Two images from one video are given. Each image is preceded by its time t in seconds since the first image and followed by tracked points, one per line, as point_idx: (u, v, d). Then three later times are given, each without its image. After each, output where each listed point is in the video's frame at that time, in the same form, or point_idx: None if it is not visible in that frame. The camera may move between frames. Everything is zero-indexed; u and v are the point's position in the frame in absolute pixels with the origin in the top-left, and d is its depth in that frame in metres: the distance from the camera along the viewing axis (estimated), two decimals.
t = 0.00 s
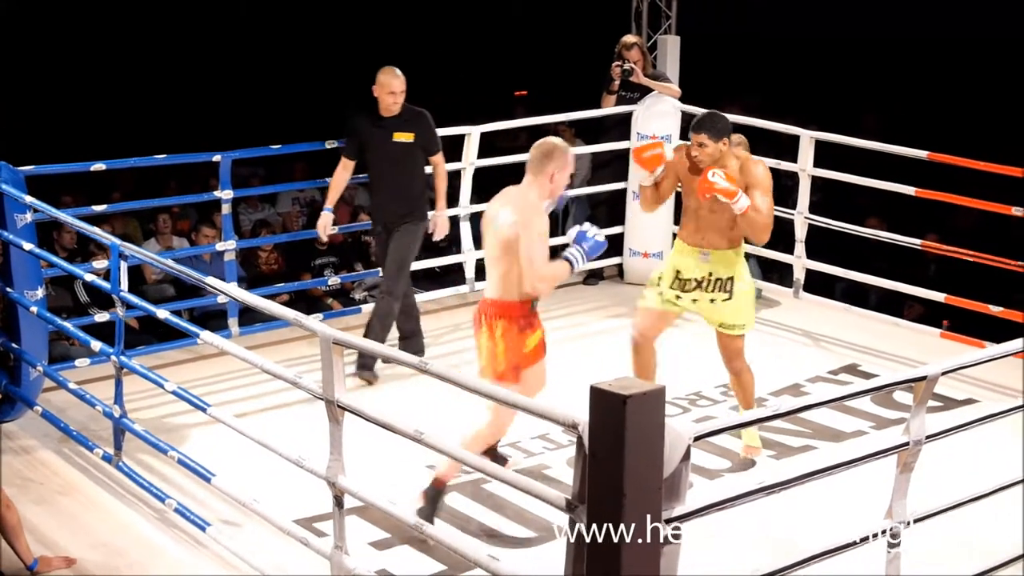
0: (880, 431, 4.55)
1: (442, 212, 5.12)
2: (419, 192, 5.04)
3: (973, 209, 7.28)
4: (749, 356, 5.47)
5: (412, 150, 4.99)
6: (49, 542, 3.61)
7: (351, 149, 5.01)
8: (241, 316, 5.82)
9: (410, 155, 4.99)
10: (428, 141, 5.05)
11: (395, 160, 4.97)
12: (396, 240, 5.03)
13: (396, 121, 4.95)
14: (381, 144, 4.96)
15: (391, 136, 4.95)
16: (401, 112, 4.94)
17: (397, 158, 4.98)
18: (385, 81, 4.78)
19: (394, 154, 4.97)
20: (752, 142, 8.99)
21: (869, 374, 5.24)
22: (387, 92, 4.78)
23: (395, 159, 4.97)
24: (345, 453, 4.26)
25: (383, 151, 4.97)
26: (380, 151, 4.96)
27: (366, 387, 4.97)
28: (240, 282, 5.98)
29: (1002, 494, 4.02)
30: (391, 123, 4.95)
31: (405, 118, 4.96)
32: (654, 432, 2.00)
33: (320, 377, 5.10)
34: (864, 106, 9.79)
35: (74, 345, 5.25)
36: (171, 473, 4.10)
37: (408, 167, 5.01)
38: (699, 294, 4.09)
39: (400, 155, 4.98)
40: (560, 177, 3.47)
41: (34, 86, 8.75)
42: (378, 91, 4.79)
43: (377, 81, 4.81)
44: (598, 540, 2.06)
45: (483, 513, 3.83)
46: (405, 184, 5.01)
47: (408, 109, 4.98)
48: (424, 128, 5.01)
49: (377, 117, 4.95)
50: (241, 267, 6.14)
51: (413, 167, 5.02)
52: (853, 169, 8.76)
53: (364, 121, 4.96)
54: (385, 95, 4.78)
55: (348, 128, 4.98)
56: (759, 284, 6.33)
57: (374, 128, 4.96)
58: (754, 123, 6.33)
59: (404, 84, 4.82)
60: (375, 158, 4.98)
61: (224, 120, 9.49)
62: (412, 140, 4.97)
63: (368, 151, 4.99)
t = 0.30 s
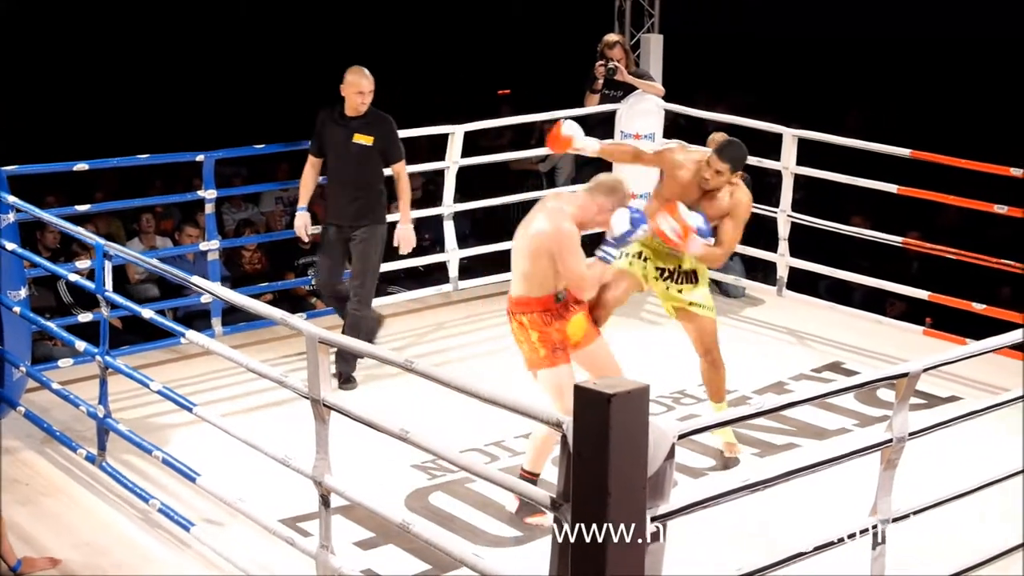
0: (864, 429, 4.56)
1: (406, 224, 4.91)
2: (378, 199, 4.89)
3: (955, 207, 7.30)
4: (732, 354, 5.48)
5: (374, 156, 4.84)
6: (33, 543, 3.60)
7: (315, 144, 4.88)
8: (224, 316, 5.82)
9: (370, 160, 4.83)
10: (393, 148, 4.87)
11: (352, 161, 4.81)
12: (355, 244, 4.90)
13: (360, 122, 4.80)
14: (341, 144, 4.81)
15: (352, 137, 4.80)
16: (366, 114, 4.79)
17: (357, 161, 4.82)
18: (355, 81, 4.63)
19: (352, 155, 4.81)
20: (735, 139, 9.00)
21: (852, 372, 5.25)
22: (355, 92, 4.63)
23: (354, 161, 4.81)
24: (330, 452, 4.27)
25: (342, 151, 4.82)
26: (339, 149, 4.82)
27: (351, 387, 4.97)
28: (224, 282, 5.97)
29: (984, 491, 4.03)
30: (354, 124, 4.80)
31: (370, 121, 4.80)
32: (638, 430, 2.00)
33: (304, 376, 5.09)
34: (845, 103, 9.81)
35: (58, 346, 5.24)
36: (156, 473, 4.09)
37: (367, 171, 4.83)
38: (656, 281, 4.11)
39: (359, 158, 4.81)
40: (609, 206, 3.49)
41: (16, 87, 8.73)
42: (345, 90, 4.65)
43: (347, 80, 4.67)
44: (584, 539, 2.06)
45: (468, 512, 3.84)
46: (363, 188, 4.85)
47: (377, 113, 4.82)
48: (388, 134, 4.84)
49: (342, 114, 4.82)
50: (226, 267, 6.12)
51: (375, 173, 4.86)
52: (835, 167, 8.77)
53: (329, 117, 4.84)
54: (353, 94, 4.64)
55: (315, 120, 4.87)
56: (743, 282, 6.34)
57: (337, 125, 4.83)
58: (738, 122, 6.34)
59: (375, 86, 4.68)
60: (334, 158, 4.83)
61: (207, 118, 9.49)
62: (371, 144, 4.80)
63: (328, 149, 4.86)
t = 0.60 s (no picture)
0: (850, 428, 4.57)
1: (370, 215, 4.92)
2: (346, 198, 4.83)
3: (941, 206, 7.31)
4: (719, 353, 5.48)
5: (343, 154, 4.76)
6: (18, 543, 3.59)
7: (279, 148, 4.71)
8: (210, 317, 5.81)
9: (339, 159, 4.75)
10: (358, 143, 4.81)
11: (325, 162, 4.71)
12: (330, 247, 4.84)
13: (329, 122, 4.70)
14: (313, 146, 4.69)
15: (324, 138, 4.70)
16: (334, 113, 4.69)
17: (328, 161, 4.73)
18: (327, 82, 4.55)
19: (325, 156, 4.72)
20: (720, 139, 9.02)
21: (838, 371, 5.26)
22: (326, 93, 4.56)
23: (328, 161, 4.72)
24: (317, 453, 4.26)
25: (312, 153, 4.70)
26: (310, 151, 4.70)
27: (337, 387, 4.96)
28: (210, 283, 5.96)
29: (970, 490, 4.04)
30: (322, 125, 4.69)
31: (338, 119, 4.72)
32: (624, 430, 2.00)
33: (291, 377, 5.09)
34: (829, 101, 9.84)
35: (44, 347, 5.22)
36: (142, 474, 4.09)
37: (338, 170, 4.76)
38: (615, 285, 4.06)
39: (332, 157, 4.73)
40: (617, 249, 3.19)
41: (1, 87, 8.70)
42: (315, 91, 4.56)
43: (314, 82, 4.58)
44: (571, 540, 2.06)
45: (454, 511, 3.84)
46: (334, 191, 4.77)
47: (341, 111, 4.74)
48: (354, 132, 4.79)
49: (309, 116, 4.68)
50: (211, 267, 6.11)
51: (342, 171, 4.79)
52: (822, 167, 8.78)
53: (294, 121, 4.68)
54: (324, 95, 4.56)
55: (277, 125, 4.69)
56: (729, 282, 6.35)
57: (304, 128, 4.69)
58: (723, 122, 6.34)
59: (343, 86, 4.59)
60: (305, 161, 4.71)
61: (192, 118, 9.48)
62: (345, 142, 4.73)
63: (295, 152, 4.71)
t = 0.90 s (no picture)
0: (843, 427, 4.57)
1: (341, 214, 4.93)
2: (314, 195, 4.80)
3: (934, 206, 7.32)
4: (712, 353, 5.49)
5: (308, 153, 4.73)
6: (10, 544, 3.58)
7: (249, 155, 4.62)
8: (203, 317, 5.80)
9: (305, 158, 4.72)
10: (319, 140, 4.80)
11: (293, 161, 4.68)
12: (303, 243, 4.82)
13: (294, 124, 4.66)
14: (283, 149, 4.65)
15: (292, 140, 4.66)
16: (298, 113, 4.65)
17: (297, 161, 4.69)
18: (293, 86, 4.49)
19: (294, 156, 4.68)
20: (712, 139, 9.02)
21: (832, 370, 5.26)
22: (291, 95, 4.49)
23: (297, 162, 4.70)
24: (310, 453, 4.26)
25: (282, 155, 4.66)
26: (279, 153, 4.65)
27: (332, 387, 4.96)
28: (203, 283, 5.96)
29: (963, 489, 4.05)
30: (289, 127, 4.64)
31: (302, 119, 4.68)
32: (617, 430, 2.01)
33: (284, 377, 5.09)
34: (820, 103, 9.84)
35: (36, 348, 5.22)
36: (135, 475, 4.08)
37: (307, 170, 4.74)
38: (608, 282, 4.06)
39: (300, 157, 4.70)
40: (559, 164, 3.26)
41: None
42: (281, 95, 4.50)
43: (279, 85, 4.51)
44: (563, 540, 2.06)
45: (447, 511, 3.84)
46: (304, 188, 4.74)
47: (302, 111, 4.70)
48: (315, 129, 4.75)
49: (275, 120, 4.61)
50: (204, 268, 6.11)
51: (309, 170, 4.76)
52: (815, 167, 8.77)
53: (260, 126, 4.60)
54: (289, 98, 4.50)
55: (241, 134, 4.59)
56: (723, 282, 6.35)
57: (272, 132, 4.62)
58: (715, 121, 6.35)
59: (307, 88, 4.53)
60: (276, 164, 4.66)
61: (185, 119, 9.47)
62: (311, 141, 4.71)
63: (264, 156, 4.65)
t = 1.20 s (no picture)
0: (841, 428, 4.57)
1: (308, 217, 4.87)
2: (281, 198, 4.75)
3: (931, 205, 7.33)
4: (710, 354, 5.49)
5: (275, 156, 4.68)
6: (9, 545, 3.58)
7: (215, 163, 4.56)
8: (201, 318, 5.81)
9: (272, 162, 4.66)
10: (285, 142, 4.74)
11: (259, 167, 4.62)
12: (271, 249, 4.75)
13: (259, 128, 4.60)
14: (250, 154, 4.60)
15: (259, 144, 4.60)
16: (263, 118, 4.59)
17: (263, 166, 4.64)
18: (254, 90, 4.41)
19: (261, 160, 4.62)
20: (711, 139, 9.01)
21: (829, 371, 5.27)
22: (253, 100, 4.42)
23: (265, 166, 4.64)
24: (308, 454, 4.27)
25: (249, 161, 4.60)
26: (244, 159, 4.59)
27: (329, 388, 4.97)
28: (201, 284, 5.96)
29: (961, 490, 4.05)
30: (255, 132, 4.58)
31: (267, 123, 4.62)
32: (614, 431, 2.01)
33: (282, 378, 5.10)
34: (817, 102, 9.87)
35: (35, 348, 5.22)
36: (134, 476, 4.08)
37: (274, 174, 4.69)
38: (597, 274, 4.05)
39: (268, 161, 4.65)
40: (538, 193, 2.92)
41: None
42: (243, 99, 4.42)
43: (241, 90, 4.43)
44: (561, 544, 2.07)
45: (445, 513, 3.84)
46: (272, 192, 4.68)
47: (266, 115, 4.64)
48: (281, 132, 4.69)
49: (239, 126, 4.55)
50: (202, 269, 6.11)
51: (276, 174, 4.71)
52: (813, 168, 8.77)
53: (224, 133, 4.54)
54: (251, 102, 4.42)
55: (207, 142, 4.52)
56: (721, 282, 6.35)
57: (237, 138, 4.56)
58: (713, 122, 6.35)
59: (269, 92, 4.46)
60: (243, 170, 4.60)
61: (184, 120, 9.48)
62: (277, 145, 4.66)
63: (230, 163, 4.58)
